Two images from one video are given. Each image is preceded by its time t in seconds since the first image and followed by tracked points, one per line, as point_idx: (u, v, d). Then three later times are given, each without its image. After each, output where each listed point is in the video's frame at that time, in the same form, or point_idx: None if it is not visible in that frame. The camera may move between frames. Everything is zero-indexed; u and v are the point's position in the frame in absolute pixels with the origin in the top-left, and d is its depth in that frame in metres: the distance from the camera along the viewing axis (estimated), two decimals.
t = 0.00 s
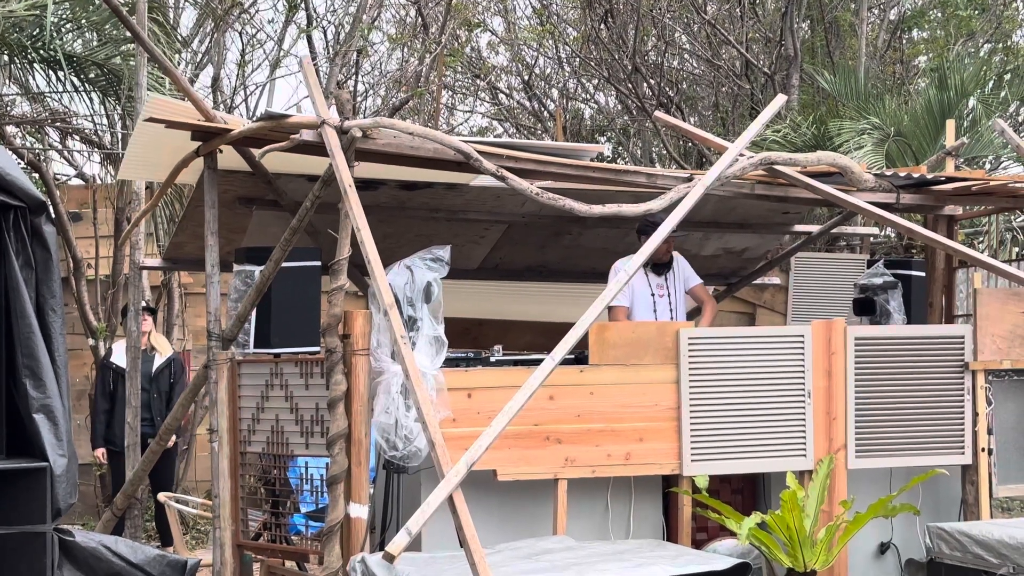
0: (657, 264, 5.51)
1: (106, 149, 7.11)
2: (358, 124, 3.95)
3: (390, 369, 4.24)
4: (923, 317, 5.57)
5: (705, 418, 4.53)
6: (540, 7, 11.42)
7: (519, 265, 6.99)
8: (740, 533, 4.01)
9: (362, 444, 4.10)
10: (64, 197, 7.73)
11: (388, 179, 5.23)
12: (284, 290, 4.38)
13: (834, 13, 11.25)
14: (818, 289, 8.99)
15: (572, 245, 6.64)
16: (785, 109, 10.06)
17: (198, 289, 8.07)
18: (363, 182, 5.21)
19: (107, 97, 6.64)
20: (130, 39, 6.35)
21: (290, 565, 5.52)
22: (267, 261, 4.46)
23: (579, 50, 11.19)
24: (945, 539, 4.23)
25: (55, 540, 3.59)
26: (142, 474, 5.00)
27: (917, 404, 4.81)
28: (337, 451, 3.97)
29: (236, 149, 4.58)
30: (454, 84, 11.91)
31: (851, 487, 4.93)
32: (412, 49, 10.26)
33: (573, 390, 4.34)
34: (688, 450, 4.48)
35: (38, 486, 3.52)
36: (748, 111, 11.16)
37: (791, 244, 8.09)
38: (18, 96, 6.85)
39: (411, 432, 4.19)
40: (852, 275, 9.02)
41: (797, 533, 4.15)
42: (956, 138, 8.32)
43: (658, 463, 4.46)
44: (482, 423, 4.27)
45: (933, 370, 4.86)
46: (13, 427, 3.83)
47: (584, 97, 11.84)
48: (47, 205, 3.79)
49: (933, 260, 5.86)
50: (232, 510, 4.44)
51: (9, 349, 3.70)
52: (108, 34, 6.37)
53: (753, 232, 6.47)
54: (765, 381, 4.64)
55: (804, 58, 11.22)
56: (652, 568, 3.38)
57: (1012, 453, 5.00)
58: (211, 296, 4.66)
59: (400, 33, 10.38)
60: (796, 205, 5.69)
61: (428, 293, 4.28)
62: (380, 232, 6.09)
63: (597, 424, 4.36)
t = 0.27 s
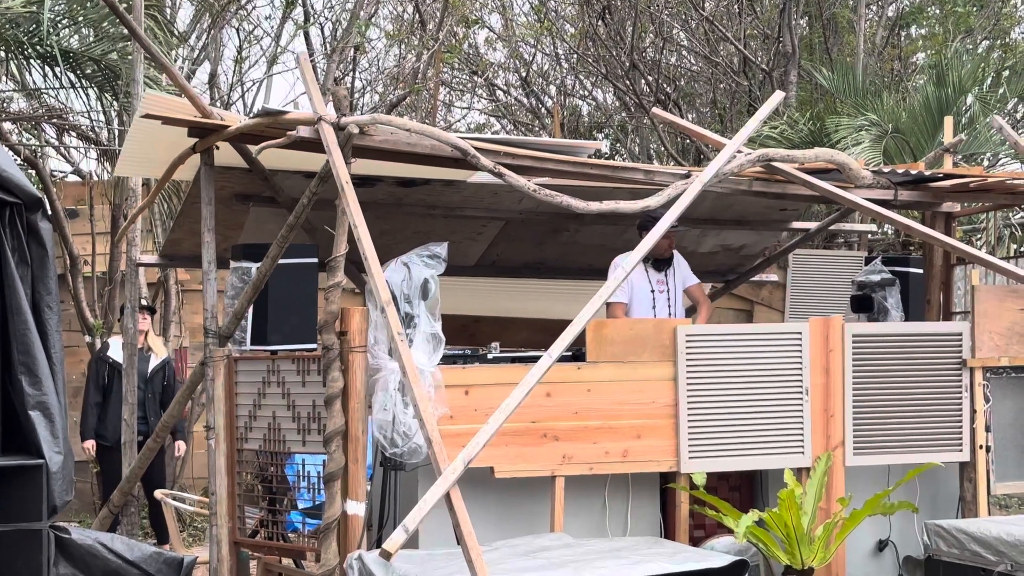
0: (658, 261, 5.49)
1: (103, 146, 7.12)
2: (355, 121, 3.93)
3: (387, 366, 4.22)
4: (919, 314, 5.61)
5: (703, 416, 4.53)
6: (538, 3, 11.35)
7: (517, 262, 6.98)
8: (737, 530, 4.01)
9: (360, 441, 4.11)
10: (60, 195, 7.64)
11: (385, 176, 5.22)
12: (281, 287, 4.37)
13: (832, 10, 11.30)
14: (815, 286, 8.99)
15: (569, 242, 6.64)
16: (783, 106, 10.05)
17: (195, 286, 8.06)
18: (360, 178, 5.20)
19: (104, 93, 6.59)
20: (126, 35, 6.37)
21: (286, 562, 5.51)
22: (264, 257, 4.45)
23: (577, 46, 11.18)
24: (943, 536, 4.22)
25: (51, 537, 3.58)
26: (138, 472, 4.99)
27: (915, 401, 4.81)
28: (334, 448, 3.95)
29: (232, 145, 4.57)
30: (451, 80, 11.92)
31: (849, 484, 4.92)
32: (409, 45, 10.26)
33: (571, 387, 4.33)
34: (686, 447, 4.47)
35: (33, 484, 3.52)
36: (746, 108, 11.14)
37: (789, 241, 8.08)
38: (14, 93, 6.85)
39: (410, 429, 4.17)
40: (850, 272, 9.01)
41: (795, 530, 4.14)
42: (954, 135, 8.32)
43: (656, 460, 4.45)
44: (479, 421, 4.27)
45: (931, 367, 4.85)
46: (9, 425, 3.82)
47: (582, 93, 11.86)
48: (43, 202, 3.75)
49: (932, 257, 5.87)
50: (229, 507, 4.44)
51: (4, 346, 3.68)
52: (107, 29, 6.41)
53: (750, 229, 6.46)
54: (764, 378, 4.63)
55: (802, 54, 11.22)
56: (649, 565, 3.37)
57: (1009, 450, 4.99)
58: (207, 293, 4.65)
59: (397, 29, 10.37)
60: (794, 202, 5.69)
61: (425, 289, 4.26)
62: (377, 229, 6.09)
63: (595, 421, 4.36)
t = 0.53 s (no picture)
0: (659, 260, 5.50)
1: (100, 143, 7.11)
2: (352, 118, 3.93)
3: (385, 363, 4.16)
4: (917, 312, 5.64)
5: (700, 414, 4.53)
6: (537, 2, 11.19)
7: (514, 260, 6.97)
8: (735, 528, 4.00)
9: (356, 439, 4.08)
10: (58, 192, 7.69)
11: (382, 173, 5.21)
12: (278, 285, 4.37)
13: (830, 9, 11.33)
14: (813, 284, 8.99)
15: (567, 239, 6.63)
16: (780, 104, 10.05)
17: (191, 284, 8.05)
18: (357, 175, 5.20)
19: (101, 90, 6.60)
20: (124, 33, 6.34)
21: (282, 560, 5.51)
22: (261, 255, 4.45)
23: (574, 44, 11.17)
24: (940, 534, 4.22)
25: (47, 535, 3.57)
26: (135, 469, 4.99)
27: (912, 400, 4.81)
28: (331, 445, 3.94)
29: (229, 143, 4.57)
30: (449, 78, 11.94)
31: (846, 482, 4.92)
32: (407, 43, 10.27)
33: (568, 385, 4.33)
34: (683, 445, 4.47)
35: (29, 481, 3.51)
36: (743, 106, 11.12)
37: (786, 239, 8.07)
38: (12, 91, 6.84)
39: (408, 426, 4.09)
40: (848, 270, 9.01)
41: (792, 529, 4.14)
42: (951, 133, 8.31)
43: (652, 458, 4.45)
44: (476, 419, 4.26)
45: (928, 365, 4.85)
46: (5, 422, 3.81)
47: (580, 91, 11.85)
48: (40, 200, 3.74)
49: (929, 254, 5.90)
50: (226, 505, 4.42)
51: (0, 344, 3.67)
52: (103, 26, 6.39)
53: (748, 227, 6.46)
54: (761, 376, 4.63)
55: (799, 53, 11.22)
56: (647, 563, 3.37)
57: (1007, 449, 4.99)
58: (204, 290, 4.65)
59: (395, 27, 10.36)
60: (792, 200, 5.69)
61: (422, 287, 4.26)
62: (375, 227, 6.08)
63: (592, 419, 4.35)
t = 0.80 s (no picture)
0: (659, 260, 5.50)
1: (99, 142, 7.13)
2: (350, 117, 3.92)
3: (384, 362, 4.13)
4: (915, 311, 5.65)
5: (699, 413, 4.52)
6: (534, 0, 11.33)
7: (513, 259, 6.97)
8: (732, 527, 4.00)
9: (355, 438, 4.09)
10: (57, 190, 7.70)
11: (381, 172, 5.21)
12: (277, 284, 4.36)
13: (828, 8, 11.34)
14: (811, 283, 8.99)
15: (565, 238, 6.63)
16: (778, 103, 10.05)
17: (190, 283, 8.05)
18: (356, 174, 5.19)
19: (99, 87, 6.61)
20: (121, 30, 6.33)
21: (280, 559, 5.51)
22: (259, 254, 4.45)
23: (574, 41, 11.02)
24: (938, 533, 4.22)
25: (45, 535, 3.57)
26: (133, 468, 4.99)
27: (910, 399, 4.81)
28: (329, 444, 3.94)
29: (227, 141, 4.56)
30: (447, 77, 11.96)
31: (844, 480, 4.92)
32: (405, 42, 10.28)
33: (567, 384, 4.32)
34: (681, 444, 4.47)
35: (28, 481, 3.51)
36: (742, 105, 11.10)
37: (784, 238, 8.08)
38: (10, 89, 6.84)
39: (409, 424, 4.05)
40: (846, 269, 9.02)
41: (790, 527, 4.13)
42: (949, 132, 8.32)
43: (651, 457, 4.45)
44: (475, 418, 4.26)
45: (926, 364, 4.85)
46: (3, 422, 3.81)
47: (578, 90, 11.86)
48: (38, 198, 3.74)
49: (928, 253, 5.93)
50: (224, 504, 4.42)
51: None
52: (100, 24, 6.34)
53: (747, 225, 6.46)
54: (760, 375, 4.63)
55: (798, 51, 11.22)
56: (645, 562, 3.36)
57: (1005, 448, 4.99)
58: (203, 289, 4.65)
59: (393, 26, 10.34)
60: (790, 199, 5.69)
61: (421, 286, 4.26)
62: (373, 226, 6.08)
63: (591, 418, 4.35)
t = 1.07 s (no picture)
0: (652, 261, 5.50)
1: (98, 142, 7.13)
2: (350, 117, 3.92)
3: (384, 362, 4.15)
4: (915, 311, 5.65)
5: (698, 413, 4.52)
6: None
7: (512, 258, 6.97)
8: (732, 528, 4.00)
9: (354, 438, 4.09)
10: (56, 189, 7.70)
11: (380, 172, 5.21)
12: (276, 283, 4.37)
13: (827, 7, 11.34)
14: (811, 283, 9.00)
15: (564, 238, 6.63)
16: (778, 102, 10.05)
17: (189, 282, 8.04)
18: (355, 174, 5.19)
19: (98, 87, 6.62)
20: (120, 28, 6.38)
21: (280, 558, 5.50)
22: (258, 253, 4.45)
23: (572, 43, 11.18)
24: (938, 532, 4.22)
25: (44, 535, 3.57)
26: (132, 467, 4.99)
27: (909, 398, 4.81)
28: (329, 444, 3.94)
29: (226, 141, 4.56)
30: (447, 77, 11.95)
31: (844, 480, 4.92)
32: (405, 42, 10.28)
33: (566, 383, 4.32)
34: (681, 443, 4.47)
35: (27, 480, 3.51)
36: (741, 104, 11.07)
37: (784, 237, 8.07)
38: (9, 89, 6.83)
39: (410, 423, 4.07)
40: (846, 269, 9.02)
41: (790, 527, 4.13)
42: (949, 132, 8.31)
43: (651, 456, 4.45)
44: (475, 417, 4.26)
45: (925, 364, 4.85)
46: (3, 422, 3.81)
47: (577, 89, 11.85)
48: (37, 198, 3.74)
49: (927, 253, 5.91)
50: (223, 503, 4.41)
51: None
52: (98, 23, 6.41)
53: (746, 225, 6.46)
54: (759, 375, 4.63)
55: (797, 51, 11.22)
56: (644, 562, 3.36)
57: (1004, 447, 4.99)
58: (202, 289, 4.64)
59: (393, 26, 10.37)
60: (789, 199, 5.69)
61: (420, 286, 4.26)
62: (373, 225, 6.08)
63: (590, 418, 4.35)
